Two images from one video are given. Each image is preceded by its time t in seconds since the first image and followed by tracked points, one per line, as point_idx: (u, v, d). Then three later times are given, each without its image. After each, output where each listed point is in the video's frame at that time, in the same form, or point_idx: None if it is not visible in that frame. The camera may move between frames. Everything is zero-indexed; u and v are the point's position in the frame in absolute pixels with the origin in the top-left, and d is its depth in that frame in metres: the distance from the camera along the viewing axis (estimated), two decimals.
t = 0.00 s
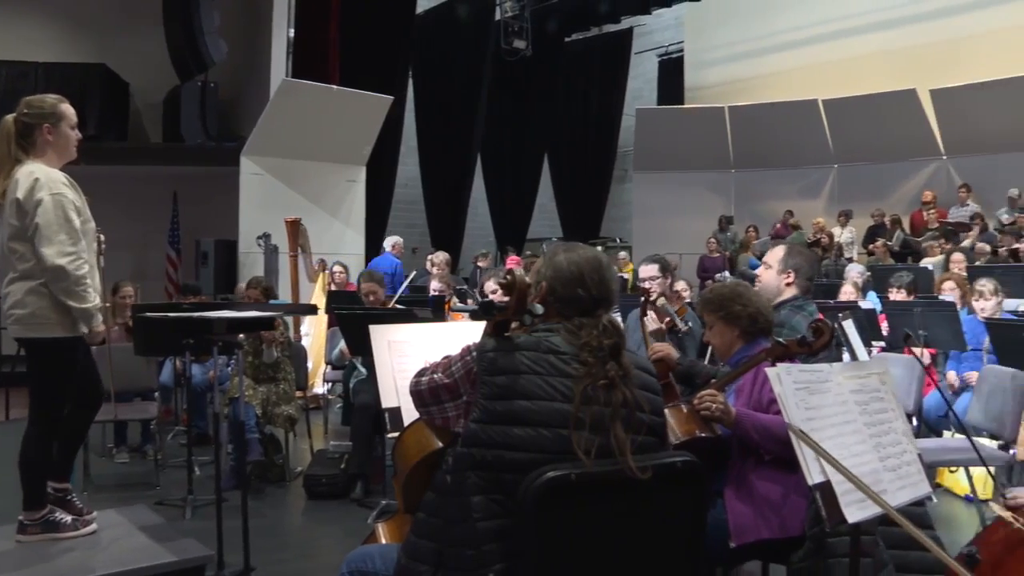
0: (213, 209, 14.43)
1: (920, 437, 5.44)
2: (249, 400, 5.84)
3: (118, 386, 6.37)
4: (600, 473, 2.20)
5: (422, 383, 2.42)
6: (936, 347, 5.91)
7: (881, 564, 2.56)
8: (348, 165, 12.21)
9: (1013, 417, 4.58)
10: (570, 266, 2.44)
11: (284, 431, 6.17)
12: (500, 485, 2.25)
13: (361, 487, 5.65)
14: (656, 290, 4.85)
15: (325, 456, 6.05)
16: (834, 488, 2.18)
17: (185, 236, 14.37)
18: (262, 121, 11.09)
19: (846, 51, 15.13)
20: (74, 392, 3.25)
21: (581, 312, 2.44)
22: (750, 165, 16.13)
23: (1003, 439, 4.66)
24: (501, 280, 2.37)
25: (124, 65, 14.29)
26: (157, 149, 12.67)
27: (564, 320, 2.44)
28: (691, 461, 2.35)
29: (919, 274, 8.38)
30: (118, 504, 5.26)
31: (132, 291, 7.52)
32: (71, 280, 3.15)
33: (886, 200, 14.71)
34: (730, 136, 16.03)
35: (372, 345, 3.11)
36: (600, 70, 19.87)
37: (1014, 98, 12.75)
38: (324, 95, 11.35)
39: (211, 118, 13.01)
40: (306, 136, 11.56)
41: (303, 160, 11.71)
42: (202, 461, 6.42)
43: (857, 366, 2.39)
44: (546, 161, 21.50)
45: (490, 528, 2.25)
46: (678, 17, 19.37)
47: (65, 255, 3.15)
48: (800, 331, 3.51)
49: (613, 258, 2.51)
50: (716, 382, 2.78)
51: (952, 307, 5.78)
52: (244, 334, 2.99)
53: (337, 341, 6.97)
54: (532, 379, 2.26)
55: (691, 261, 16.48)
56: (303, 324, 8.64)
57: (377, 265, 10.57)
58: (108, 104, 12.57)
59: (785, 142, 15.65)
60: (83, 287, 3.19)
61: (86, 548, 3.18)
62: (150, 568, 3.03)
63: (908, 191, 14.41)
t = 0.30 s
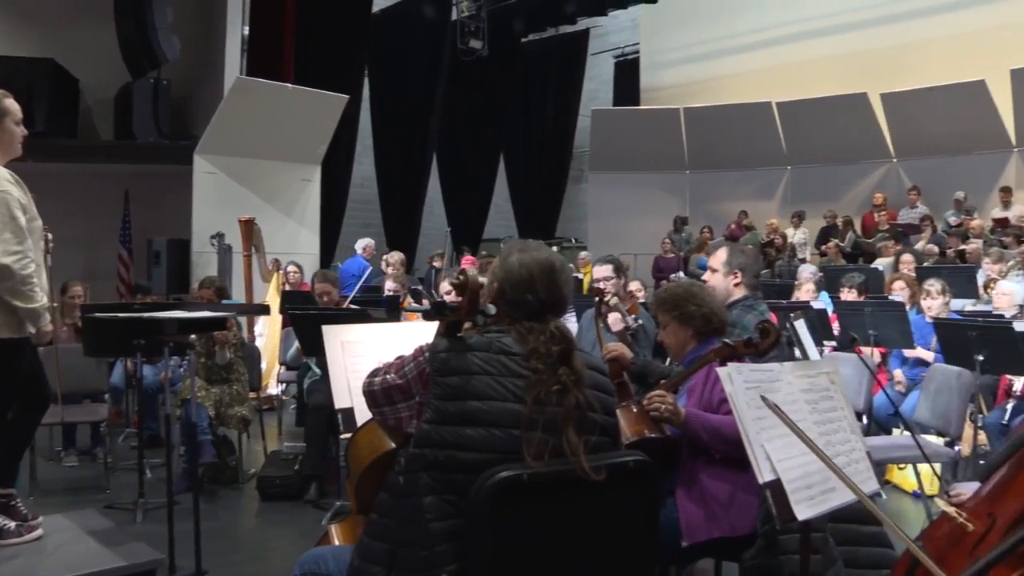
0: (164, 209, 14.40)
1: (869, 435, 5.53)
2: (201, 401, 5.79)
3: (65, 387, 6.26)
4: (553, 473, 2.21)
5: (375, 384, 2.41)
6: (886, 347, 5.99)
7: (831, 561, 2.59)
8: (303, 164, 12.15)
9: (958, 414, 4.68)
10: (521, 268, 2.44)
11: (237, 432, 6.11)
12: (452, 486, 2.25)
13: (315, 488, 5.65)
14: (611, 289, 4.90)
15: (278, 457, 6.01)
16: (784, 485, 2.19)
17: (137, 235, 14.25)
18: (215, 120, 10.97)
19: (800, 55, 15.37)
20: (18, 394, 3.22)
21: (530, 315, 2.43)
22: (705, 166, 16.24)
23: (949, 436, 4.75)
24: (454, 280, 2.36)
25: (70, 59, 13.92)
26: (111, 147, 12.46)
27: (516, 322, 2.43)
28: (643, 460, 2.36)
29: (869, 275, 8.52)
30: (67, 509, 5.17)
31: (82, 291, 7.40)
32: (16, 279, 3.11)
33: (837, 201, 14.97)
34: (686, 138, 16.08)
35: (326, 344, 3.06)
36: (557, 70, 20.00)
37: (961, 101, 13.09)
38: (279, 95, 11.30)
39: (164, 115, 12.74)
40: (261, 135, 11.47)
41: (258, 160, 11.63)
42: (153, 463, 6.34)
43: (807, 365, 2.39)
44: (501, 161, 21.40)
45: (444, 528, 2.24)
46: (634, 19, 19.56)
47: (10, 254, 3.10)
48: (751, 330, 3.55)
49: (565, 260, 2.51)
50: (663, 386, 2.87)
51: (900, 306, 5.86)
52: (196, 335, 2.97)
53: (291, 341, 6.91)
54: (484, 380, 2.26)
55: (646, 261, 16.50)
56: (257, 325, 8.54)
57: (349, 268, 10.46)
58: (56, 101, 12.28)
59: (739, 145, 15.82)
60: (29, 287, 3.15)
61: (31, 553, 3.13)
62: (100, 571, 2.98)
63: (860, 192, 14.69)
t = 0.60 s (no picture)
0: (116, 208, 14.28)
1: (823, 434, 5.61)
2: (156, 402, 5.72)
3: (14, 389, 6.14)
4: (508, 473, 2.21)
5: (330, 385, 2.40)
6: (840, 346, 6.08)
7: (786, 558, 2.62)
8: (259, 163, 12.08)
9: (910, 412, 4.73)
10: (473, 267, 2.44)
11: (192, 434, 6.05)
12: (408, 487, 2.24)
13: (271, 489, 5.61)
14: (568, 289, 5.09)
15: (233, 459, 5.97)
16: (737, 483, 2.21)
17: (89, 235, 14.11)
18: (170, 118, 10.83)
19: (756, 57, 15.59)
20: None
21: (480, 316, 2.43)
22: (662, 167, 16.41)
23: (900, 433, 4.79)
24: (409, 280, 2.36)
25: (18, 54, 13.66)
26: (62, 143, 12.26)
27: (469, 322, 2.43)
28: (598, 459, 2.37)
29: (824, 275, 8.63)
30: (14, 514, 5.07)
31: (31, 292, 7.28)
32: None
33: (794, 203, 15.19)
34: (643, 138, 16.18)
35: (279, 344, 3.01)
36: (517, 71, 20.06)
37: (914, 105, 13.35)
38: (237, 94, 11.13)
39: (118, 114, 12.89)
40: (220, 133, 11.38)
41: (215, 159, 11.56)
42: (106, 466, 6.25)
43: (761, 364, 2.40)
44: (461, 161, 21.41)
45: (399, 529, 2.23)
46: (593, 20, 19.68)
47: None
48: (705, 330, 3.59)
49: (519, 260, 2.50)
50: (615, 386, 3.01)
51: (855, 306, 5.92)
52: (149, 334, 2.93)
53: (247, 342, 6.83)
54: (438, 380, 2.26)
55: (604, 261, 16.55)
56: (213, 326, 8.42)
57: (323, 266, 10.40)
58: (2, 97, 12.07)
59: (696, 147, 15.94)
60: None
61: None
62: None
63: (816, 193, 14.93)
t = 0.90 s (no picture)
0: (74, 206, 14.07)
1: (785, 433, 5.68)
2: (114, 404, 5.65)
3: None
4: (468, 473, 2.21)
5: (290, 385, 2.39)
6: (800, 345, 6.14)
7: (746, 556, 2.64)
8: (221, 162, 12.03)
9: (868, 411, 4.82)
10: (431, 267, 2.44)
11: (152, 436, 6.00)
12: (368, 488, 2.23)
13: (233, 491, 5.58)
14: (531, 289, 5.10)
15: (194, 460, 5.93)
16: (698, 482, 2.21)
17: (48, 233, 13.92)
18: (132, 116, 10.72)
19: (721, 59, 15.72)
20: None
21: (439, 316, 2.43)
22: (626, 168, 16.42)
23: (859, 432, 4.86)
24: (369, 280, 2.36)
25: None
26: (18, 139, 12.05)
27: (428, 322, 2.43)
28: (558, 458, 2.38)
29: (785, 275, 8.69)
30: None
31: None
32: None
33: (756, 203, 15.30)
34: (607, 139, 16.18)
35: (239, 345, 2.98)
36: (481, 70, 19.98)
37: (876, 108, 13.52)
38: (198, 92, 11.04)
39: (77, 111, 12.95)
40: (181, 130, 11.27)
41: (176, 157, 11.45)
42: (62, 470, 6.16)
43: (721, 363, 2.42)
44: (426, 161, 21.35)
45: (360, 530, 2.21)
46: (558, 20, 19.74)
47: None
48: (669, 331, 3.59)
49: (477, 259, 2.50)
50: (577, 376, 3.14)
51: (816, 307, 5.98)
52: (107, 335, 2.88)
53: (208, 343, 6.73)
54: (398, 380, 2.26)
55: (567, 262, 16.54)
56: (175, 324, 8.26)
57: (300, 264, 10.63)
58: None
59: (659, 147, 15.95)
60: None
61: None
62: None
63: (779, 195, 15.06)
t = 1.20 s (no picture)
0: (29, 205, 13.86)
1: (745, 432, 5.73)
2: (69, 406, 5.65)
3: None
4: (427, 473, 2.21)
5: (248, 386, 2.38)
6: (759, 345, 6.20)
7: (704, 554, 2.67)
8: (181, 161, 11.86)
9: (826, 409, 4.90)
10: (389, 266, 2.44)
11: (108, 437, 5.94)
12: (326, 489, 2.22)
13: (191, 494, 5.53)
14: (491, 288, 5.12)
15: (152, 463, 5.85)
16: (657, 481, 2.22)
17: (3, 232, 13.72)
18: (87, 112, 10.58)
19: (683, 60, 15.85)
20: None
21: (397, 316, 2.42)
22: (587, 168, 16.40)
23: (817, 431, 4.94)
24: (327, 280, 2.35)
25: None
26: None
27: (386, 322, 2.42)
28: (518, 458, 2.39)
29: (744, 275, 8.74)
30: None
31: None
32: None
33: (716, 205, 15.36)
34: (569, 139, 16.16)
35: (197, 346, 2.96)
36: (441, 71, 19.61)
37: (838, 109, 13.71)
38: (157, 90, 10.96)
39: (30, 108, 12.53)
40: (142, 127, 11.15)
41: (134, 156, 11.32)
42: (14, 472, 6.05)
43: (681, 363, 2.43)
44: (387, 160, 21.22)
45: (317, 532, 2.20)
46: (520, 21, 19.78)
47: None
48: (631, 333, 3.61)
49: (435, 259, 2.50)
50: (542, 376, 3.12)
51: (774, 307, 6.06)
52: (62, 336, 2.84)
53: (166, 344, 6.66)
54: (356, 381, 2.26)
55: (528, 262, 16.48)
56: (133, 325, 8.11)
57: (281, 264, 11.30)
58: None
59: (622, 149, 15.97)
60: None
61: None
62: None
63: (738, 197, 15.11)
